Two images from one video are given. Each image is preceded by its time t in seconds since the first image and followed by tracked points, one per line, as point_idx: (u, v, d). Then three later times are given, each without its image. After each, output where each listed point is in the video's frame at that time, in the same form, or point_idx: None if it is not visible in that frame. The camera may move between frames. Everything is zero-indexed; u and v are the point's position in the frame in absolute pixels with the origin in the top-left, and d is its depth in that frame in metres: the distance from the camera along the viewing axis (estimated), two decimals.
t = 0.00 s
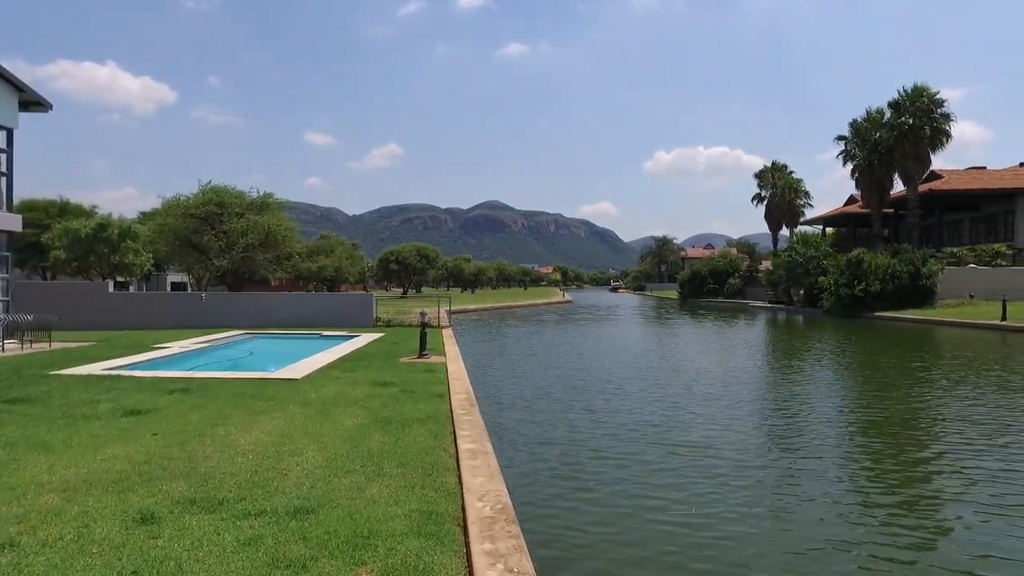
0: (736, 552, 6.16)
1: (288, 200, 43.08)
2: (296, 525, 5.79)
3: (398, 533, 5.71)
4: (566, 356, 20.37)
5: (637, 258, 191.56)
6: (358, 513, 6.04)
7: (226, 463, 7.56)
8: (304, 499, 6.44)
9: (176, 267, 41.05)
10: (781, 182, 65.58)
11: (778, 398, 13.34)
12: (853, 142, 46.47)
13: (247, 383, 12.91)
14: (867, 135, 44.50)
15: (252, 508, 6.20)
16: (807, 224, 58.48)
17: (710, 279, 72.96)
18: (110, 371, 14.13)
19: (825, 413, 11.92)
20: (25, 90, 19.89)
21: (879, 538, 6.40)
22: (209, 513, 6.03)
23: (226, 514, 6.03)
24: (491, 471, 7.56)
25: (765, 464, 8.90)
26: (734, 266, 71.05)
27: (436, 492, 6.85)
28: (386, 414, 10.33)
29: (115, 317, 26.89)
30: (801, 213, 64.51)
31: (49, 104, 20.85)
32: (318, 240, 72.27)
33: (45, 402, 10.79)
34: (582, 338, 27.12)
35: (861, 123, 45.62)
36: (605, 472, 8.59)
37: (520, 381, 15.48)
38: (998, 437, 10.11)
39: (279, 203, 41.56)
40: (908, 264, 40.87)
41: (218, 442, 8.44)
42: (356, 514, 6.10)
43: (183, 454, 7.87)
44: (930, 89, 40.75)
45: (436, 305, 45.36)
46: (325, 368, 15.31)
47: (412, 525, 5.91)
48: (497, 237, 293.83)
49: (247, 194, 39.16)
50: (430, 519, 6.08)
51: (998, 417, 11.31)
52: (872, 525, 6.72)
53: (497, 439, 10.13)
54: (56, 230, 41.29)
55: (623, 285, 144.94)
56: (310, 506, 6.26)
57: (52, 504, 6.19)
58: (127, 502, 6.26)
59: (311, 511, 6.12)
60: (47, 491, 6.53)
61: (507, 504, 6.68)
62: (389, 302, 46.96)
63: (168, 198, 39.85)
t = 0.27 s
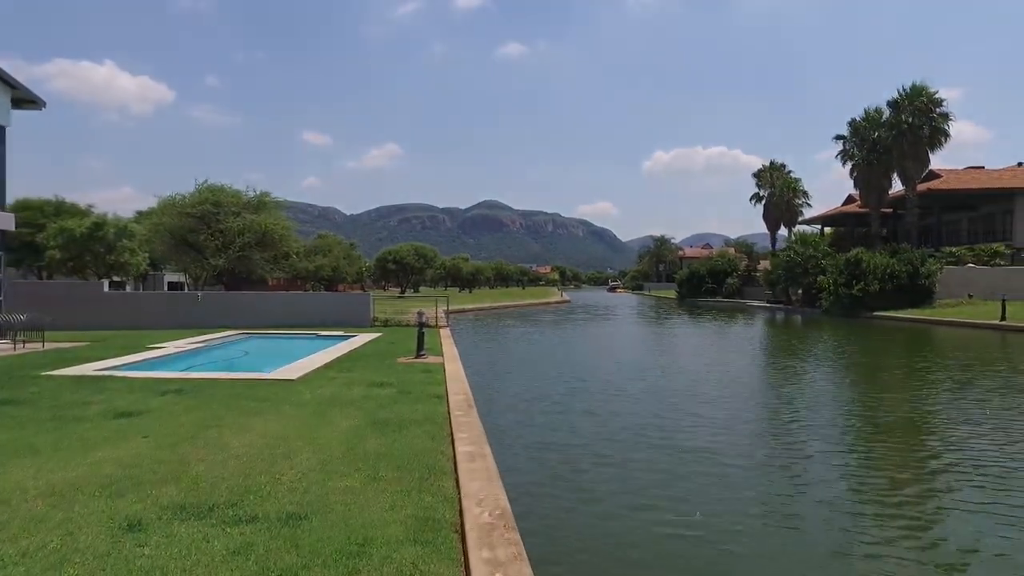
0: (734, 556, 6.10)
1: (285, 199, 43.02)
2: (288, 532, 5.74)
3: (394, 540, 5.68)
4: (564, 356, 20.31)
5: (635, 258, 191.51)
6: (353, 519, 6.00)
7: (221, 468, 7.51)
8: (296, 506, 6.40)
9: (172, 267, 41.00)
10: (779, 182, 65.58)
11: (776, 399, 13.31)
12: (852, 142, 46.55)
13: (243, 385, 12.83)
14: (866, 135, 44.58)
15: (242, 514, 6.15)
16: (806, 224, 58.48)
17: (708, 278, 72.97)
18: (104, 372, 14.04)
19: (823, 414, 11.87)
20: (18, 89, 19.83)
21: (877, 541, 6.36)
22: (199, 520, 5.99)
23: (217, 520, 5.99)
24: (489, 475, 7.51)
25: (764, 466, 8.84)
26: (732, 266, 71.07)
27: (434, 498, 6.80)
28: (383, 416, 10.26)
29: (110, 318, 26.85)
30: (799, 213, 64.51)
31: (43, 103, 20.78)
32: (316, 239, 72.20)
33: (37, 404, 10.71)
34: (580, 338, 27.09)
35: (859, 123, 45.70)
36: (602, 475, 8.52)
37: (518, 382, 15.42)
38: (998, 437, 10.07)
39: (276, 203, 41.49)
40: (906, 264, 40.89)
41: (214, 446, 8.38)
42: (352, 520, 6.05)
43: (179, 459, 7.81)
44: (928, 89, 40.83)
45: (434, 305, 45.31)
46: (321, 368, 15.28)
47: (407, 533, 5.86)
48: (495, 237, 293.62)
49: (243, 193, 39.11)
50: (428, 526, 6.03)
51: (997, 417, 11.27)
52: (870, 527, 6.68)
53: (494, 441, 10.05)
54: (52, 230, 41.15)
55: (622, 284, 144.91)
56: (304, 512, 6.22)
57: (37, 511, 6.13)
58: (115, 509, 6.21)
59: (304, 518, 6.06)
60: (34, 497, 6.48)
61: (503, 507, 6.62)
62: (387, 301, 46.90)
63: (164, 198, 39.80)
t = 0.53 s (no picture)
0: (719, 554, 6.11)
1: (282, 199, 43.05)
2: (281, 542, 5.79)
3: (389, 548, 5.72)
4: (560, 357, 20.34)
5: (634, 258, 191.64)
6: (345, 527, 6.02)
7: (217, 475, 7.54)
8: (290, 513, 6.44)
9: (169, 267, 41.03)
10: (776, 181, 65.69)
11: (771, 399, 13.35)
12: (850, 141, 46.64)
13: (238, 386, 12.83)
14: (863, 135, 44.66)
15: (236, 522, 6.20)
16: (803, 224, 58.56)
17: (706, 278, 73.08)
18: (99, 373, 14.04)
19: (819, 413, 11.88)
20: (12, 87, 19.80)
21: (867, 535, 6.37)
22: (189, 529, 6.03)
23: (205, 529, 6.04)
24: (489, 481, 7.55)
25: (757, 466, 8.85)
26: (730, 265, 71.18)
27: (430, 504, 6.81)
28: (378, 417, 10.27)
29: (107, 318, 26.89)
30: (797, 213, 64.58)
31: (36, 101, 20.73)
32: (314, 239, 72.24)
33: (29, 408, 10.72)
34: (578, 338, 27.14)
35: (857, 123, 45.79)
36: (594, 475, 8.51)
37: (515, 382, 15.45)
38: (991, 433, 10.06)
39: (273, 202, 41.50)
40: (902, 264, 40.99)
41: (209, 452, 8.40)
42: (347, 529, 6.08)
43: (173, 466, 7.83)
44: (926, 89, 40.88)
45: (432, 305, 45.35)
46: (317, 368, 15.33)
47: (401, 540, 5.89)
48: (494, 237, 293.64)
49: (240, 194, 39.12)
50: (423, 534, 6.05)
51: (992, 413, 11.30)
52: (860, 523, 6.70)
53: (487, 440, 10.04)
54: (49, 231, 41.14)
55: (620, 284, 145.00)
56: (298, 520, 6.25)
57: (19, 521, 6.18)
58: (106, 518, 6.26)
59: (299, 526, 6.11)
60: (22, 505, 6.52)
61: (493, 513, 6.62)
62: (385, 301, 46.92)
63: (160, 198, 39.81)
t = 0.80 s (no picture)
0: (696, 557, 6.01)
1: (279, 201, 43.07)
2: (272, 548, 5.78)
3: (375, 559, 5.72)
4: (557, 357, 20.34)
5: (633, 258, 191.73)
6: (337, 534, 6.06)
7: (208, 483, 7.53)
8: (280, 521, 6.45)
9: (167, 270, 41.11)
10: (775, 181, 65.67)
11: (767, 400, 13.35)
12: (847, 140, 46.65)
13: (229, 401, 12.85)
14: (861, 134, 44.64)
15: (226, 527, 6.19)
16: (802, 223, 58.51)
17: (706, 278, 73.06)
18: (91, 392, 14.10)
19: (810, 418, 11.82)
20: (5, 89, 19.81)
21: (852, 528, 6.19)
22: (178, 533, 6.06)
23: (196, 531, 6.07)
24: (490, 496, 7.59)
25: (744, 470, 8.79)
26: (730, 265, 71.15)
27: (417, 515, 6.80)
28: (366, 433, 10.24)
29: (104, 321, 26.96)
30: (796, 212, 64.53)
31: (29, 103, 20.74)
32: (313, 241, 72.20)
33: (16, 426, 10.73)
34: (576, 338, 27.16)
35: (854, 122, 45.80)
36: (578, 476, 8.42)
37: (511, 382, 15.45)
38: (986, 431, 9.97)
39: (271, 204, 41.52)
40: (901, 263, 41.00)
41: (202, 463, 8.41)
42: (337, 537, 6.08)
43: (165, 475, 7.83)
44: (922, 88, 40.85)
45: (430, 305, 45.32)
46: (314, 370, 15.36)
47: (388, 549, 5.89)
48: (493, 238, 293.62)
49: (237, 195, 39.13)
50: (408, 546, 6.03)
51: (987, 410, 11.29)
52: (846, 519, 6.53)
53: (473, 442, 9.97)
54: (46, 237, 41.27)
55: (620, 284, 145.01)
56: (289, 527, 6.26)
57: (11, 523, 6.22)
58: (95, 524, 6.24)
59: (289, 533, 6.10)
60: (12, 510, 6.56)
61: (470, 528, 6.54)
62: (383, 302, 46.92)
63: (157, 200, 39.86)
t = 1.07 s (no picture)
0: (685, 558, 6.04)
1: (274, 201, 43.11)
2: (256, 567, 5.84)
3: (370, 565, 5.82)
4: (554, 356, 20.43)
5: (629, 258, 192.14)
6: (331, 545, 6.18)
7: (196, 496, 7.59)
8: (271, 533, 6.51)
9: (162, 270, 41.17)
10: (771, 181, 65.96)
11: (759, 401, 13.47)
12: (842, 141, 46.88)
13: (224, 403, 12.90)
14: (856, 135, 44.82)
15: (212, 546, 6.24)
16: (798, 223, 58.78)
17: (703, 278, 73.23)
18: (84, 391, 14.14)
19: (801, 419, 11.88)
20: None
21: (842, 525, 6.18)
22: (177, 547, 6.24)
23: (194, 547, 6.24)
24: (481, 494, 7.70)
25: (736, 469, 8.85)
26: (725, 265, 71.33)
27: (407, 522, 6.84)
28: (358, 435, 10.28)
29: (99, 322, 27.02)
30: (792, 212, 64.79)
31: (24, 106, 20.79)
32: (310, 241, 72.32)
33: (8, 428, 10.76)
34: (571, 337, 27.27)
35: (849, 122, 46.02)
36: (569, 475, 8.45)
37: (508, 381, 15.53)
38: (976, 431, 10.05)
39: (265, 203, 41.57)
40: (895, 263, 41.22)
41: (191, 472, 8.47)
42: (324, 552, 6.13)
43: (153, 488, 7.87)
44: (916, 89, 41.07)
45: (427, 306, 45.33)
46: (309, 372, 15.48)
47: (379, 559, 5.95)
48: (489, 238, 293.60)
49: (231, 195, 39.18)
50: (397, 555, 6.07)
51: (978, 410, 11.38)
52: (836, 518, 6.51)
53: (466, 441, 9.99)
54: (38, 236, 41.20)
55: (615, 284, 145.37)
56: (276, 544, 6.32)
57: (15, 540, 6.41)
58: (81, 546, 6.29)
59: (276, 550, 6.17)
60: (16, 525, 6.74)
61: (460, 534, 6.57)
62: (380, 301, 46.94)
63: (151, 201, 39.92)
